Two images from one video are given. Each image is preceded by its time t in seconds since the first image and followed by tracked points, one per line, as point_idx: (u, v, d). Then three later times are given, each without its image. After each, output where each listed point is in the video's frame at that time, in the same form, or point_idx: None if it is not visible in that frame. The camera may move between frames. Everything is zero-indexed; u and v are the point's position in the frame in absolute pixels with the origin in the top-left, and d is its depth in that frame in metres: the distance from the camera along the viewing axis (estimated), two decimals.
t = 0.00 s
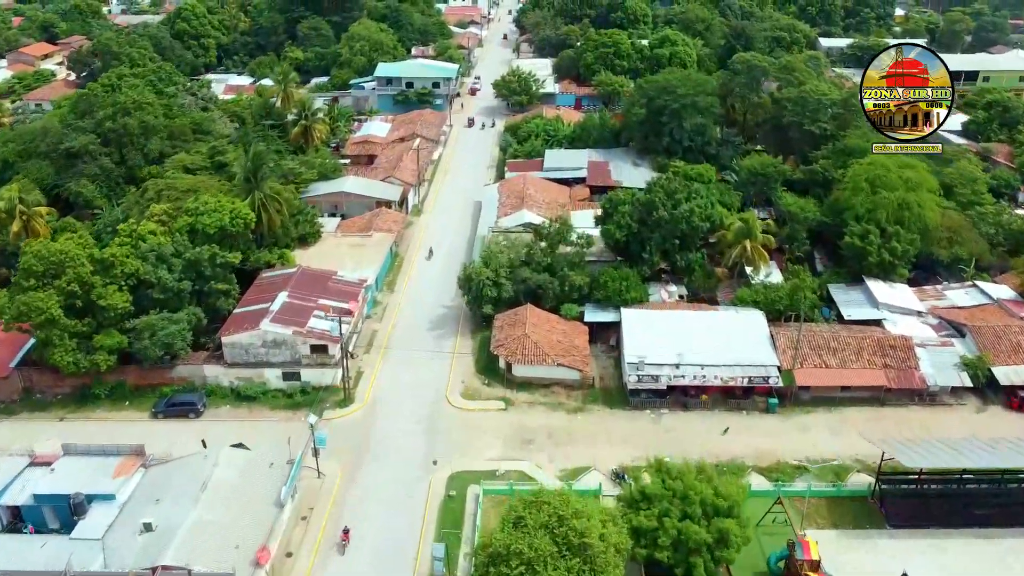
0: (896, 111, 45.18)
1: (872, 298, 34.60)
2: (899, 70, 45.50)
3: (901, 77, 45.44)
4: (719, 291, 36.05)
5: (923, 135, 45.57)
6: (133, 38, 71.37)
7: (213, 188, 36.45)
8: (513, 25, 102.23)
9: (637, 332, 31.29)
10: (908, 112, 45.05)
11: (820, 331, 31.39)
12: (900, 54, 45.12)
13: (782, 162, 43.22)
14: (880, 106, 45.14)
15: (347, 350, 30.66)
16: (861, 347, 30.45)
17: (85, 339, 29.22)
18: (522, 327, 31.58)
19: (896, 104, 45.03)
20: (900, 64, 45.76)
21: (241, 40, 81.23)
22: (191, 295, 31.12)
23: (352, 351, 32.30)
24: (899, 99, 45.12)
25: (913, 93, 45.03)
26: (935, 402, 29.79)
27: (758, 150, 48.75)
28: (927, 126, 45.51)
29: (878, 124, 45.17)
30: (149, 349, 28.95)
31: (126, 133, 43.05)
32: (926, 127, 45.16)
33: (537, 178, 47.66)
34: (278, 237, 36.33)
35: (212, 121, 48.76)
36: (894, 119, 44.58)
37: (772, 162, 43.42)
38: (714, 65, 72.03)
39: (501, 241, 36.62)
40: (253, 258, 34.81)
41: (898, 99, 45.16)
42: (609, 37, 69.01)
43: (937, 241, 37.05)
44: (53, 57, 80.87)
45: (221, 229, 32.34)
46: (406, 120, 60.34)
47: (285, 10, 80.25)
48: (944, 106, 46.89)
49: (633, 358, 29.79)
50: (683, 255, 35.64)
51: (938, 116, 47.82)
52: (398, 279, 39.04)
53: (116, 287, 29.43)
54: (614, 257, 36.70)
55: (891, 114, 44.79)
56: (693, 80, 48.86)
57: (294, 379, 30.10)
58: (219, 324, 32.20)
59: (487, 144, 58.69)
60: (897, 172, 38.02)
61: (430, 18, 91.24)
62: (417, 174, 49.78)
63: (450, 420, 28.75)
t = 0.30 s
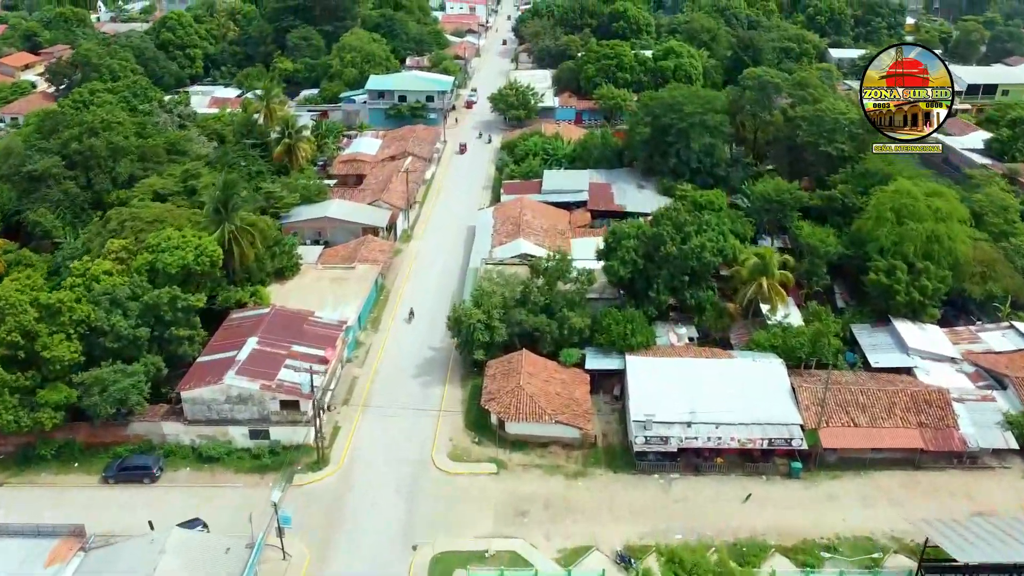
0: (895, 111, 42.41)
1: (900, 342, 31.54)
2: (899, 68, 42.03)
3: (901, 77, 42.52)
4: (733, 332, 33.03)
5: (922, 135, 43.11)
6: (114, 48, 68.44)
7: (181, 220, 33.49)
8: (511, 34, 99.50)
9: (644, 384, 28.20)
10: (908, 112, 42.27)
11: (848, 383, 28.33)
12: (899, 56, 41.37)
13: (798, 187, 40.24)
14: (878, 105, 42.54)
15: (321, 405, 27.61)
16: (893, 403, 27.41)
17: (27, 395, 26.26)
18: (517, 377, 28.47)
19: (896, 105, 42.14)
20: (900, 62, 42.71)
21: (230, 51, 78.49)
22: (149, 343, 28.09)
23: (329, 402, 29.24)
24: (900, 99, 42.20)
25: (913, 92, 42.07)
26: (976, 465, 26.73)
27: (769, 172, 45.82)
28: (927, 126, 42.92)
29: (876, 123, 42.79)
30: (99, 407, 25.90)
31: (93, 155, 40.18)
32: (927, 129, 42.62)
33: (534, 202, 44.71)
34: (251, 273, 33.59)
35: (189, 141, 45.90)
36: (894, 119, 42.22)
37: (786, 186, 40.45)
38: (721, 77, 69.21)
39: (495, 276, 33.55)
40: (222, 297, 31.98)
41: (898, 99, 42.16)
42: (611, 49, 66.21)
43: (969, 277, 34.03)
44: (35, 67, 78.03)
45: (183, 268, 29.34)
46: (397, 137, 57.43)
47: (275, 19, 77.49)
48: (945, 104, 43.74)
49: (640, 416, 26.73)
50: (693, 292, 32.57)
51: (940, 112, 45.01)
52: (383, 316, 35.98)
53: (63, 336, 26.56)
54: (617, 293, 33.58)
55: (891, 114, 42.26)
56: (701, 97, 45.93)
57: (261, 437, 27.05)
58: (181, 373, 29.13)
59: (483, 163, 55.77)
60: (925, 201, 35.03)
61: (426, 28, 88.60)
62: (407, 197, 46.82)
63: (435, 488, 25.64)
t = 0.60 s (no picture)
0: (895, 111, 42.49)
1: (938, 423, 28.37)
2: (900, 69, 41.45)
3: (903, 76, 42.06)
4: (750, 408, 29.89)
5: (924, 135, 43.18)
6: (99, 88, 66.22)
7: (143, 285, 30.50)
8: (509, 73, 98.02)
9: (653, 475, 25.01)
10: (907, 112, 42.48)
11: (885, 475, 25.16)
12: (897, 58, 40.78)
13: (816, 242, 37.44)
14: (879, 105, 43.23)
15: (288, 503, 24.35)
16: (938, 500, 24.21)
17: None
18: (512, 466, 25.34)
19: (896, 105, 42.21)
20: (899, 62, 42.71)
21: (220, 90, 76.41)
22: (96, 430, 24.90)
23: (299, 496, 26.06)
24: (899, 99, 42.10)
25: (913, 92, 41.91)
26: None
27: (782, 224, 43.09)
28: (927, 126, 42.93)
29: (877, 123, 43.71)
30: (33, 509, 22.65)
31: (57, 208, 37.20)
32: (926, 128, 42.78)
33: (532, 255, 41.87)
34: (219, 341, 30.64)
35: (164, 190, 43.18)
36: (894, 119, 42.37)
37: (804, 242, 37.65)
38: (726, 119, 67.09)
39: (488, 345, 30.50)
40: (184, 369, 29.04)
41: (898, 100, 42.23)
42: (612, 89, 64.04)
43: (1010, 346, 31.01)
44: (19, 107, 75.87)
45: (138, 344, 26.24)
46: (389, 182, 54.83)
47: (266, 58, 75.50)
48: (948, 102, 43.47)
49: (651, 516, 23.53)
50: (707, 365, 29.52)
51: (941, 112, 45.06)
52: (364, 389, 32.84)
53: None
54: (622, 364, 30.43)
55: (890, 114, 42.39)
56: (709, 144, 43.36)
57: (218, 541, 23.74)
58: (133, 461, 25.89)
59: (479, 211, 53.10)
60: (957, 261, 32.20)
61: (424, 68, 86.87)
62: (396, 250, 43.93)
63: None
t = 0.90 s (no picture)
0: (896, 110, 51.65)
1: (987, 508, 25.07)
2: (899, 71, 50.09)
3: (901, 77, 50.48)
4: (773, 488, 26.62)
5: (921, 133, 52.78)
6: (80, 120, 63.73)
7: (94, 350, 27.50)
8: (508, 104, 95.85)
9: (669, 573, 21.70)
10: (906, 111, 51.37)
11: None
12: (898, 59, 49.31)
13: (838, 294, 34.41)
14: (880, 105, 52.60)
15: None
16: None
17: None
18: (506, 566, 21.99)
19: (896, 106, 51.10)
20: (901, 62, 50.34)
21: (208, 122, 73.93)
22: (23, 526, 21.64)
23: None
24: (899, 100, 50.90)
25: (912, 93, 50.11)
26: None
27: (799, 271, 40.07)
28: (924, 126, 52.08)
29: (879, 122, 53.48)
30: None
31: (12, 257, 34.24)
32: (924, 126, 52.10)
33: (530, 305, 38.81)
34: (179, 412, 27.47)
35: (134, 234, 40.29)
36: (894, 119, 51.91)
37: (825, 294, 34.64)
38: (734, 154, 64.51)
39: (480, 416, 27.28)
40: (136, 448, 25.93)
41: (899, 98, 50.86)
42: (614, 122, 61.36)
43: None
44: None
45: (78, 423, 23.10)
46: (379, 221, 51.95)
47: (256, 89, 73.11)
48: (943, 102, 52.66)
49: None
50: (724, 440, 26.28)
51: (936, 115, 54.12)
52: (341, 463, 29.59)
53: None
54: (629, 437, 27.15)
55: (892, 114, 51.47)
56: (719, 185, 40.49)
57: None
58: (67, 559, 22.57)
59: (474, 253, 50.18)
60: (1000, 321, 29.11)
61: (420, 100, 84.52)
62: (383, 299, 40.87)
63: None
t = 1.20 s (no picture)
0: (896, 110, 49.70)
1: None
2: (899, 71, 48.37)
3: (901, 77, 48.30)
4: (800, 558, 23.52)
5: (922, 134, 50.73)
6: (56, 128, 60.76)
7: (33, 402, 24.60)
8: (507, 108, 92.77)
9: None
10: (907, 111, 49.48)
11: None
12: (897, 60, 47.58)
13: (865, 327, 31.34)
14: (880, 105, 50.65)
15: None
16: None
17: None
18: None
19: (896, 105, 49.10)
20: (900, 62, 48.14)
21: (193, 129, 70.87)
22: None
23: None
24: (899, 100, 48.94)
25: (912, 93, 48.47)
26: None
27: (819, 298, 36.98)
28: (925, 125, 50.08)
29: (879, 122, 51.76)
30: None
31: None
32: (925, 127, 50.14)
33: (527, 335, 35.69)
34: (129, 469, 24.46)
35: (98, 257, 37.42)
36: (894, 118, 50.15)
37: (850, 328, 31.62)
38: (742, 164, 61.49)
39: (469, 477, 24.12)
40: (76, 515, 22.90)
41: (899, 98, 48.73)
42: (616, 130, 58.27)
43: None
44: None
45: None
46: (367, 238, 48.88)
47: (243, 95, 70.04)
48: (945, 103, 50.38)
49: None
50: (745, 504, 23.13)
51: (939, 116, 52.24)
52: (313, 523, 26.56)
53: None
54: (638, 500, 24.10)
55: (891, 114, 49.85)
56: (732, 205, 37.41)
57: None
58: None
59: (468, 273, 47.17)
60: None
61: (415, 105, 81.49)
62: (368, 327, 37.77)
63: None
